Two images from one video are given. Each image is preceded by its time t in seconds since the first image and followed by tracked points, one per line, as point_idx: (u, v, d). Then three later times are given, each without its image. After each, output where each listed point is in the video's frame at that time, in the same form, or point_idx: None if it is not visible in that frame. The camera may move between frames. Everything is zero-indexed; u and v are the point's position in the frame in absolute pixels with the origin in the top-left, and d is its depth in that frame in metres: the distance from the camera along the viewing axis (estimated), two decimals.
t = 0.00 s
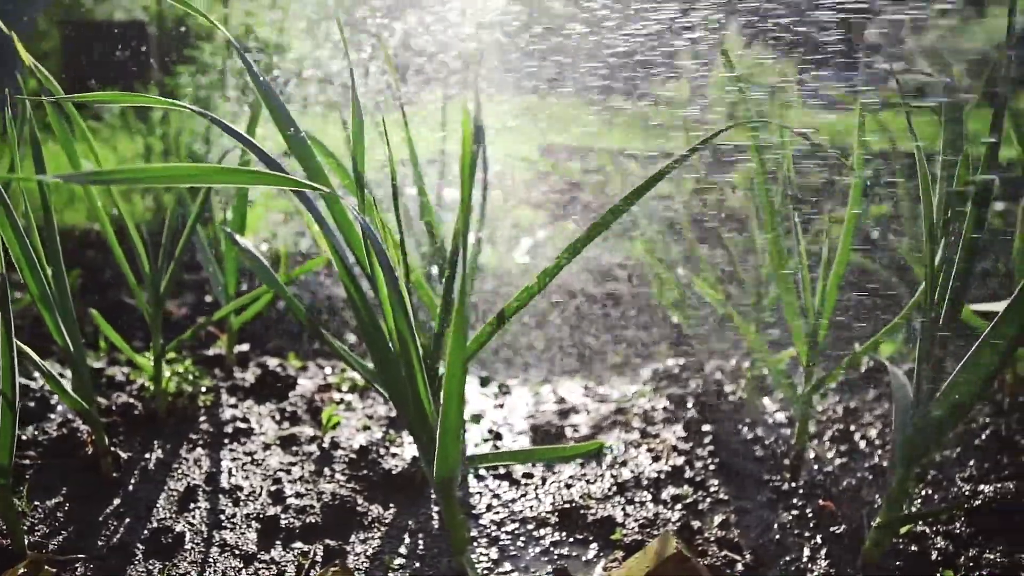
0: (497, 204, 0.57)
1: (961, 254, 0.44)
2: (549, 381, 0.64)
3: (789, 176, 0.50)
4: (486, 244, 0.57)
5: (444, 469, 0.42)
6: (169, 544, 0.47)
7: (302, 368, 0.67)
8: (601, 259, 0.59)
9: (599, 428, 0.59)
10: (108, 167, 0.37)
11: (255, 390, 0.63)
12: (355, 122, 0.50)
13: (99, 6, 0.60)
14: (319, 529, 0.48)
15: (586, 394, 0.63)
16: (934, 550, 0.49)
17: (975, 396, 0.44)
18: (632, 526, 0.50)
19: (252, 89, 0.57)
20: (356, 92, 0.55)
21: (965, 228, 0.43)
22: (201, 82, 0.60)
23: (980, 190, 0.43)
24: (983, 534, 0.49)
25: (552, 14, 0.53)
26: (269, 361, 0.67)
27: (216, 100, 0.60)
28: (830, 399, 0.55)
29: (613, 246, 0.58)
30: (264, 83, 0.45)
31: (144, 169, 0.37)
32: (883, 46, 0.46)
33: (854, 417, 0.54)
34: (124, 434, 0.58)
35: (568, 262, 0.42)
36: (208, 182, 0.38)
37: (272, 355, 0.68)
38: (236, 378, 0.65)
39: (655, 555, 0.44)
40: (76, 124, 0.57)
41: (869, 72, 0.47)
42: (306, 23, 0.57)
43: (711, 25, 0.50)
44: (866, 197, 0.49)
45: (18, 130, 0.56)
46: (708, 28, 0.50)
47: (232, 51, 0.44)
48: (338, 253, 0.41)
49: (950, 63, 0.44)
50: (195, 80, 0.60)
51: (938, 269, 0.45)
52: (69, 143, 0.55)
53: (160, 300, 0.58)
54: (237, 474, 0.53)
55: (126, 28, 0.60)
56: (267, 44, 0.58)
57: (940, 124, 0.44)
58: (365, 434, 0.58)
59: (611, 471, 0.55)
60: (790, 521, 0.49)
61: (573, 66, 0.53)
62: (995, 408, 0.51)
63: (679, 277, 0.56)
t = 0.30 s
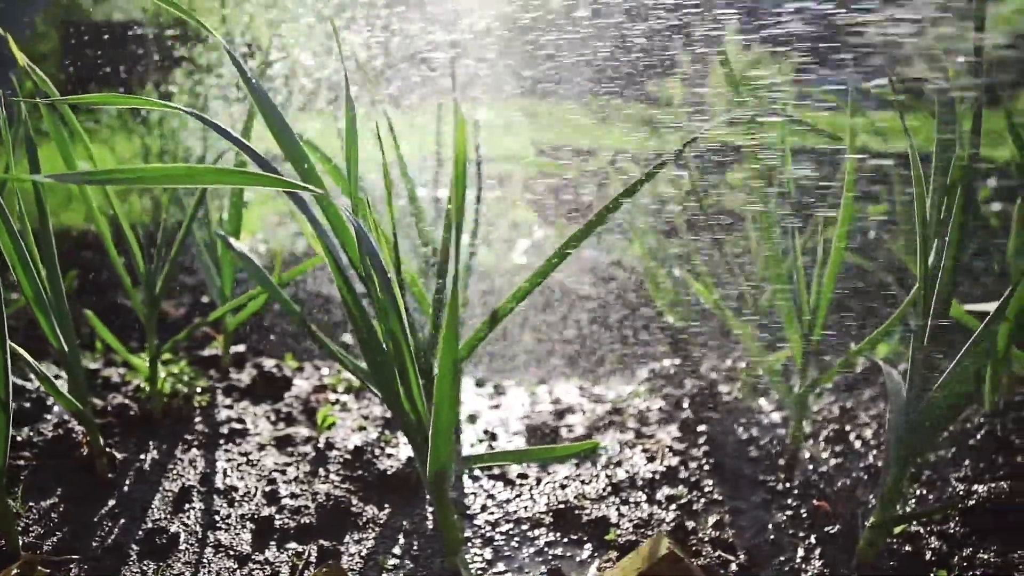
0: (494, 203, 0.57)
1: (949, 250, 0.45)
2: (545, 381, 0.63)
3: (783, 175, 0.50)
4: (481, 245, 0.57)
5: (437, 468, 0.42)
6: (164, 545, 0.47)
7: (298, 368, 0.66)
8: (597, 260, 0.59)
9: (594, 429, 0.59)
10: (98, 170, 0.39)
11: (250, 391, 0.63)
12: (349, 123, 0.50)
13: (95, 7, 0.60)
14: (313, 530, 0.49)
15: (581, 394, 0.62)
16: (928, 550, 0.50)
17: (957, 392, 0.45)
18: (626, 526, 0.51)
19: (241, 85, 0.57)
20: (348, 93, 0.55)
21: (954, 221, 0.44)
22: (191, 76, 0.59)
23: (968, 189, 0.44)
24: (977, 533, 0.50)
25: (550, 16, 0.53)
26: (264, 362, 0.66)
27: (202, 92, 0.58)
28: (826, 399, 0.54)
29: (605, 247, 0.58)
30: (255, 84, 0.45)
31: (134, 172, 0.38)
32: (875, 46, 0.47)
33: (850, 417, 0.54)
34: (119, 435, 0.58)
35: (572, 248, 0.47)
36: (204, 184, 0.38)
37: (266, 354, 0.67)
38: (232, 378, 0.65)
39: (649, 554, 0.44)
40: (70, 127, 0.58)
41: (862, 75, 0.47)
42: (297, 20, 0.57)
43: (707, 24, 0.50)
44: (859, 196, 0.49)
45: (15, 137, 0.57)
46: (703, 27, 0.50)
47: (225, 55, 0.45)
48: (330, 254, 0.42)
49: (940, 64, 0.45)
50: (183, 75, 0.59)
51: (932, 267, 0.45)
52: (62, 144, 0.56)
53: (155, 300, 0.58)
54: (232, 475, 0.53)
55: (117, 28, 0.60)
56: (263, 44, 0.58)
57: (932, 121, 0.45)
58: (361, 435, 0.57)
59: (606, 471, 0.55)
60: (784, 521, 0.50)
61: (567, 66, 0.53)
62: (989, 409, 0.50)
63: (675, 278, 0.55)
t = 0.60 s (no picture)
0: (490, 206, 0.56)
1: (946, 250, 0.44)
2: (542, 381, 0.62)
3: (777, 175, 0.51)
4: (477, 245, 0.57)
5: (428, 467, 0.42)
6: (157, 546, 0.48)
7: (294, 369, 0.66)
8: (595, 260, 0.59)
9: (590, 429, 0.58)
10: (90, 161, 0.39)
11: (247, 391, 0.63)
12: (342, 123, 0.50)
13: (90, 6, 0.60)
14: (307, 530, 0.49)
15: (578, 395, 0.62)
16: (922, 550, 0.49)
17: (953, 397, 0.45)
18: (620, 527, 0.51)
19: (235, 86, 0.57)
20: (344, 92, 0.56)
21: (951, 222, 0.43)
22: (188, 78, 0.59)
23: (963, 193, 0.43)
24: (971, 533, 0.49)
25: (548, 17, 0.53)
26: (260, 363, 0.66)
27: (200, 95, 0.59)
28: (821, 399, 0.55)
29: (602, 249, 0.58)
30: (250, 84, 0.47)
31: (127, 164, 0.38)
32: (874, 46, 0.47)
33: (845, 417, 0.55)
34: (114, 436, 0.58)
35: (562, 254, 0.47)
36: (194, 179, 0.39)
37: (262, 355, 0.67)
38: (227, 380, 0.65)
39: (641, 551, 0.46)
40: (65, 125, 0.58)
41: (857, 75, 0.47)
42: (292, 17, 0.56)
43: (704, 27, 0.50)
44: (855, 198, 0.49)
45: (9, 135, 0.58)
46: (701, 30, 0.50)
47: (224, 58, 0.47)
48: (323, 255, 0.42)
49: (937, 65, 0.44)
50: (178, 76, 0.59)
51: (922, 266, 0.46)
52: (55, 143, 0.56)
53: (150, 302, 0.58)
54: (226, 476, 0.54)
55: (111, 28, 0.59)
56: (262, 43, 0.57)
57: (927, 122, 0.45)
58: (356, 436, 0.57)
59: (600, 472, 0.55)
60: (778, 521, 0.50)
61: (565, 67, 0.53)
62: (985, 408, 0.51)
63: (671, 279, 0.55)
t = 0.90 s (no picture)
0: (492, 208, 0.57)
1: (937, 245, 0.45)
2: (539, 382, 0.62)
3: (773, 173, 0.51)
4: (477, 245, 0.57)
5: (421, 467, 0.42)
6: (152, 546, 0.48)
7: (291, 369, 0.65)
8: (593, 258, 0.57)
9: (586, 428, 0.58)
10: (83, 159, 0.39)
11: (243, 392, 0.63)
12: (332, 126, 0.50)
13: (85, 5, 0.59)
14: (303, 530, 0.49)
15: (574, 395, 0.62)
16: (917, 550, 0.49)
17: (944, 396, 0.45)
18: (616, 526, 0.51)
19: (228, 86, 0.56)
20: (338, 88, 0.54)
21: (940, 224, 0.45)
22: (180, 77, 0.58)
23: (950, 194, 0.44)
24: (966, 532, 0.50)
25: (547, 16, 0.53)
26: (258, 363, 0.66)
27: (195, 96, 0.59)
28: (817, 399, 0.54)
29: (600, 249, 0.56)
30: (244, 84, 0.48)
31: (121, 162, 0.39)
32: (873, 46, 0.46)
33: (841, 416, 0.54)
34: (110, 436, 0.59)
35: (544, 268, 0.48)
36: (188, 178, 0.40)
37: (260, 355, 0.66)
38: (224, 380, 0.64)
39: (636, 552, 0.46)
40: (61, 132, 0.59)
41: (847, 74, 0.47)
42: (291, 19, 0.56)
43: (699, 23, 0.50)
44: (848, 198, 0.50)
45: (2, 137, 0.58)
46: (697, 27, 0.50)
47: (216, 58, 0.47)
48: (318, 254, 0.42)
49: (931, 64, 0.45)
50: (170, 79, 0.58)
51: (916, 265, 0.46)
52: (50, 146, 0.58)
53: (145, 301, 0.58)
54: (222, 476, 0.54)
55: (107, 28, 0.59)
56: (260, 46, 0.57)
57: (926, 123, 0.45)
58: (352, 436, 0.57)
59: (596, 472, 0.55)
60: (774, 521, 0.51)
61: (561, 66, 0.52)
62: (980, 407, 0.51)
63: (666, 276, 0.55)
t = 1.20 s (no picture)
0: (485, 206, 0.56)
1: (930, 249, 0.46)
2: (535, 381, 0.62)
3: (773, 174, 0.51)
4: (474, 245, 0.56)
5: (413, 464, 0.42)
6: (146, 545, 0.50)
7: (286, 369, 0.64)
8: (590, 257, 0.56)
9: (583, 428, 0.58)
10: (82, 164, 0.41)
11: (238, 391, 0.62)
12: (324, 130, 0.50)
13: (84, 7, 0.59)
14: (298, 529, 0.50)
15: (571, 394, 0.60)
16: (912, 549, 0.50)
17: (938, 392, 0.46)
18: (611, 526, 0.52)
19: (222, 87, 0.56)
20: (337, 90, 0.55)
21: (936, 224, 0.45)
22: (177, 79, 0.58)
23: (945, 199, 0.45)
24: (961, 532, 0.50)
25: (545, 16, 0.53)
26: (254, 363, 0.64)
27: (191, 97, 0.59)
28: (815, 399, 0.54)
29: (597, 247, 0.56)
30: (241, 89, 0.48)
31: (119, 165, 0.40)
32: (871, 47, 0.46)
33: (838, 416, 0.54)
34: (106, 435, 0.59)
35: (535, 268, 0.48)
36: (184, 180, 0.41)
37: (256, 354, 0.64)
38: (221, 380, 0.64)
39: (629, 551, 0.48)
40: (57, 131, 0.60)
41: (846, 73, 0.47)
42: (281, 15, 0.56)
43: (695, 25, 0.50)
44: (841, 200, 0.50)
45: None
46: (695, 28, 0.50)
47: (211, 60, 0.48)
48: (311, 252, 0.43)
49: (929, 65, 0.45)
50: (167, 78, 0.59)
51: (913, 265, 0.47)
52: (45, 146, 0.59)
53: (141, 300, 0.58)
54: (217, 475, 0.55)
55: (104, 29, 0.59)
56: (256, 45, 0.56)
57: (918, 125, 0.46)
58: (347, 436, 0.57)
59: (591, 471, 0.55)
60: (769, 521, 0.51)
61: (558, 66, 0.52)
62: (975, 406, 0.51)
63: (667, 281, 0.54)
